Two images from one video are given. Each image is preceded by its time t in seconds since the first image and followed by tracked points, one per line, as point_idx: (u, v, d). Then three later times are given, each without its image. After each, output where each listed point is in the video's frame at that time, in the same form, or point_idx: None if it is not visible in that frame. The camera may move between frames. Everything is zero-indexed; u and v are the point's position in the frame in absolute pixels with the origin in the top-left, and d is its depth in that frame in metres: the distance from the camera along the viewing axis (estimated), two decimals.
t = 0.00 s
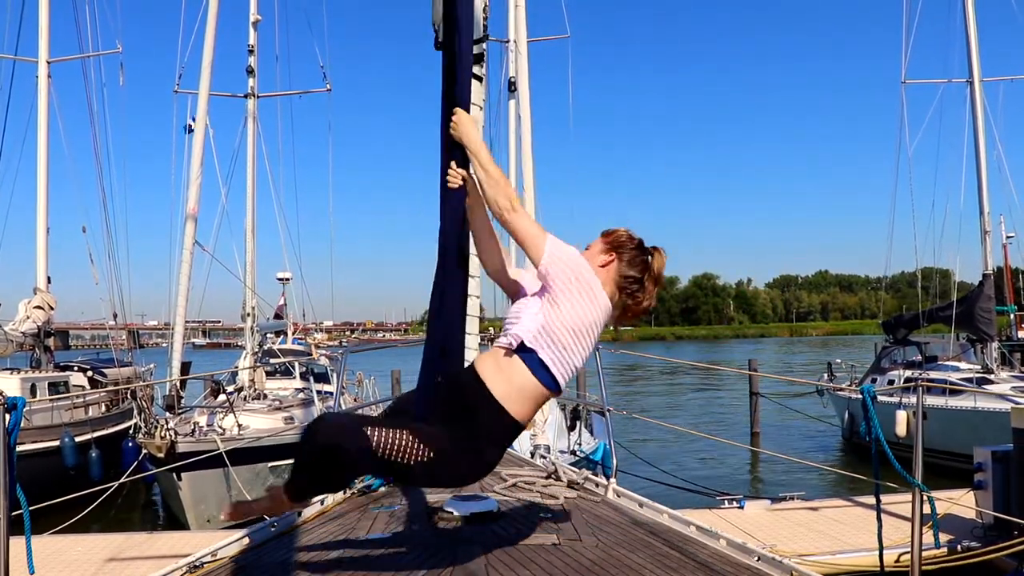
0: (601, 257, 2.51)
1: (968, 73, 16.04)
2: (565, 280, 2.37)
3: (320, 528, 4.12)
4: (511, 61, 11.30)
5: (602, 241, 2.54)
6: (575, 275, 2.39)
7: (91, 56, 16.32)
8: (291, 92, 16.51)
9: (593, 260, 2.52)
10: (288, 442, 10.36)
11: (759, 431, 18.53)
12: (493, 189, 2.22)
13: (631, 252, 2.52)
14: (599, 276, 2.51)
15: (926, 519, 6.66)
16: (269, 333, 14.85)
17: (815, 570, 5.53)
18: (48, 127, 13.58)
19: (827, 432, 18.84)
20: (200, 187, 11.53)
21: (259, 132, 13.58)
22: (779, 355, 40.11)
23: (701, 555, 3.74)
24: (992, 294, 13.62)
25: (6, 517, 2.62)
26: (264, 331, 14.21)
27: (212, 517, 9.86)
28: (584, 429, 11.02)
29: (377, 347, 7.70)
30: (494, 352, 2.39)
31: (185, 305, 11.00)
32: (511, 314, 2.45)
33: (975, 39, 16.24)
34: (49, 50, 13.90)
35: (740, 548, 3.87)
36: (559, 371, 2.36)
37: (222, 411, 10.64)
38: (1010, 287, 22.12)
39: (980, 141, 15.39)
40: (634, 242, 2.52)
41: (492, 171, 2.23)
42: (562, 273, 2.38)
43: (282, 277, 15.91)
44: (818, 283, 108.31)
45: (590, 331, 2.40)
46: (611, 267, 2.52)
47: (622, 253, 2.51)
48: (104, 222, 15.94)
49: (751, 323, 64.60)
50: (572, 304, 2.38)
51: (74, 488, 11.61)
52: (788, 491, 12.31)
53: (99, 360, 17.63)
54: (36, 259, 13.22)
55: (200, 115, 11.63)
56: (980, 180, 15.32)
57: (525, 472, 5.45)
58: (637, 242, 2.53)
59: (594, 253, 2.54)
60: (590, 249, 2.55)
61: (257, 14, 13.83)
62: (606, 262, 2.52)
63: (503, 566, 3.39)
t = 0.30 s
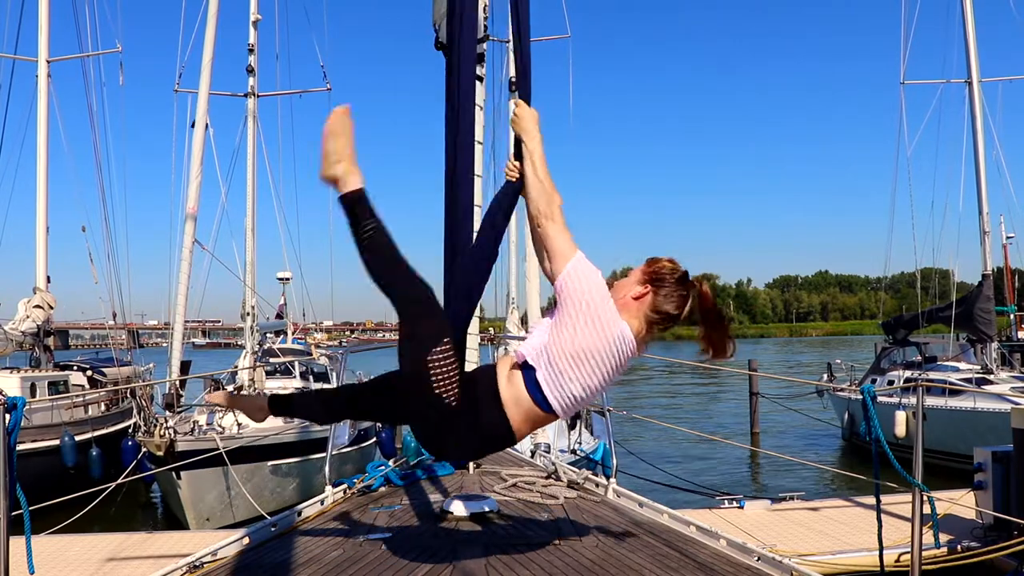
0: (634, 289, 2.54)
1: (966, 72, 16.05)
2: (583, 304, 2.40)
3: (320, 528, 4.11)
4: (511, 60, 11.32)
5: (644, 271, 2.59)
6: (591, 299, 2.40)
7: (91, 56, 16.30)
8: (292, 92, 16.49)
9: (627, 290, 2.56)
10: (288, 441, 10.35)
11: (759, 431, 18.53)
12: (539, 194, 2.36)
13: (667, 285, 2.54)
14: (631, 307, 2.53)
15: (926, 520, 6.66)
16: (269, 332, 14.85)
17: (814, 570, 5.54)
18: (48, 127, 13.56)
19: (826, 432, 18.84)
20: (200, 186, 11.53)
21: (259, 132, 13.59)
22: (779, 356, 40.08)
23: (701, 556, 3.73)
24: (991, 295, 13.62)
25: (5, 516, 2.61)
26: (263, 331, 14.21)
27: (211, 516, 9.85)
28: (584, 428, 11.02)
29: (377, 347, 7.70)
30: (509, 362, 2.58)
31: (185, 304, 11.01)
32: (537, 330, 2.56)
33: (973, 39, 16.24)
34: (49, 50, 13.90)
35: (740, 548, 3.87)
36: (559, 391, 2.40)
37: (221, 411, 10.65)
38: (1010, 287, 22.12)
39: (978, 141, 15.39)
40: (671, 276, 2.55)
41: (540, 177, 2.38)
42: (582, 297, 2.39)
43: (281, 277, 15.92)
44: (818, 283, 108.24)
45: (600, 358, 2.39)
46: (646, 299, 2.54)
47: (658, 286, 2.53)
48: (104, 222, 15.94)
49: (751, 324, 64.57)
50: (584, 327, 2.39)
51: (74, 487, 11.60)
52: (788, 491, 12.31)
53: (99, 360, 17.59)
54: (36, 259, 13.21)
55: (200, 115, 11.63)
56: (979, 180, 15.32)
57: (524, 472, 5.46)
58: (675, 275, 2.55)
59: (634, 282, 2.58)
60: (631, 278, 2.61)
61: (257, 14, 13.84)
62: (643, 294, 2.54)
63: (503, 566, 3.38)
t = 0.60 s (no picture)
0: (634, 275, 2.50)
1: (965, 73, 16.06)
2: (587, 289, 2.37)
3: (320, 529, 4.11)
4: (511, 60, 11.32)
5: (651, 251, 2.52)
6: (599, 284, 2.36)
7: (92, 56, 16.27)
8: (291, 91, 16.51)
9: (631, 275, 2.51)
10: (287, 440, 10.35)
11: (759, 431, 18.54)
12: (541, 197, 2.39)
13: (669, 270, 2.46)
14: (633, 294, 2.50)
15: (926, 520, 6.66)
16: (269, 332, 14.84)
17: (814, 570, 5.55)
18: (48, 127, 13.56)
19: (826, 432, 18.84)
20: (199, 185, 11.53)
21: (259, 132, 13.59)
22: (779, 356, 40.09)
23: (702, 556, 3.73)
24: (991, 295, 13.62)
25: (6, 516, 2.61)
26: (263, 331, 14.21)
27: (211, 515, 9.84)
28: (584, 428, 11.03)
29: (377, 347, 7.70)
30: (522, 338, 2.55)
31: (184, 304, 11.01)
32: (548, 314, 2.55)
33: (972, 39, 16.24)
34: (49, 50, 13.90)
35: (740, 547, 3.87)
36: (565, 376, 2.37)
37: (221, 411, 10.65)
38: (1010, 288, 22.12)
39: (977, 142, 15.39)
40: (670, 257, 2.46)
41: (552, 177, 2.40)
42: (589, 283, 2.36)
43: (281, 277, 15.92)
44: (818, 284, 108.27)
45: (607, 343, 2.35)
46: (647, 284, 2.49)
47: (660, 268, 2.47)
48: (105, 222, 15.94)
49: (751, 324, 64.59)
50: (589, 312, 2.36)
51: (73, 487, 11.61)
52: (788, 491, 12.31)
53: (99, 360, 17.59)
54: (36, 259, 13.21)
55: (200, 114, 11.63)
56: (978, 180, 15.32)
57: (524, 472, 5.46)
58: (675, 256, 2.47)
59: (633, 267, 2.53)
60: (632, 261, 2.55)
61: (257, 14, 13.83)
62: (642, 280, 2.49)
63: (503, 566, 3.38)
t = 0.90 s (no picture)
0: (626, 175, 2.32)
1: (964, 74, 16.06)
2: (577, 207, 2.14)
3: (320, 529, 4.11)
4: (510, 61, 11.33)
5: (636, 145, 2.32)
6: (584, 191, 2.15)
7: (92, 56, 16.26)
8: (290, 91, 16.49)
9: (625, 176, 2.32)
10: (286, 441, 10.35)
11: (758, 431, 18.55)
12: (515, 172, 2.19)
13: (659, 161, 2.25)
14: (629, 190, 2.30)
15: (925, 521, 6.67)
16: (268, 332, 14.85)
17: (813, 570, 5.55)
18: (47, 127, 13.56)
19: (825, 433, 18.86)
20: (198, 186, 11.53)
21: (258, 132, 13.59)
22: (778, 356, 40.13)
23: (702, 556, 3.73)
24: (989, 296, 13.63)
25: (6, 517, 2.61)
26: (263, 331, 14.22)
27: (210, 516, 9.81)
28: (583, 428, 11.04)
29: (376, 348, 7.70)
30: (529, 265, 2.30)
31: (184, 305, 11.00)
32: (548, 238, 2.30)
33: (970, 40, 16.25)
34: (49, 50, 13.91)
35: (740, 548, 3.87)
36: (590, 299, 2.14)
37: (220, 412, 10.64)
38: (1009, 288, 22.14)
39: (976, 142, 15.40)
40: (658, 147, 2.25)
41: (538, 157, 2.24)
42: (575, 192, 2.14)
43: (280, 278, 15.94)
44: (817, 284, 108.36)
45: (618, 249, 2.15)
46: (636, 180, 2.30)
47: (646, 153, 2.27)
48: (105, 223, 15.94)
49: (750, 325, 64.65)
50: (585, 227, 2.15)
51: (73, 487, 11.60)
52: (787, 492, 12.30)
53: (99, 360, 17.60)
54: (35, 259, 13.21)
55: (199, 115, 11.62)
56: (976, 181, 15.33)
57: (524, 472, 5.46)
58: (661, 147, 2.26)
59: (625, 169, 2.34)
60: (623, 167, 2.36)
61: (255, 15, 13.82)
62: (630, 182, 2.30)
63: (503, 566, 3.38)
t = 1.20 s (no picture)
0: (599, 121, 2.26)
1: (963, 75, 16.06)
2: (567, 180, 2.18)
3: (320, 528, 4.11)
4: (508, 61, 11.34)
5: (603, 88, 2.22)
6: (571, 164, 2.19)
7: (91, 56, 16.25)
8: (290, 92, 16.47)
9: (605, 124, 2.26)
10: (285, 442, 10.35)
11: (757, 431, 18.55)
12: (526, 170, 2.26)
13: (630, 106, 2.15)
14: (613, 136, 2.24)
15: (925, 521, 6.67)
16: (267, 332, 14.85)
17: (813, 571, 5.55)
18: (47, 128, 13.56)
19: (825, 433, 18.87)
20: (197, 186, 11.53)
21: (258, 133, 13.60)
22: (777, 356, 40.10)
23: (702, 556, 3.73)
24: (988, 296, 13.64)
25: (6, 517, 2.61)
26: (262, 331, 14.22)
27: (209, 517, 9.84)
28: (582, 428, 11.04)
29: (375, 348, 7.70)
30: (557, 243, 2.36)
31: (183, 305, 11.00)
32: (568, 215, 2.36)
33: (969, 41, 16.25)
34: (49, 50, 13.90)
35: (740, 548, 3.87)
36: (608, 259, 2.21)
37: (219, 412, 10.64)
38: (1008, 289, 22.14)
39: (975, 143, 15.40)
40: (615, 92, 2.14)
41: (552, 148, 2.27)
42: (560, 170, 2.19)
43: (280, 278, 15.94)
44: (816, 284, 108.36)
45: (616, 205, 2.17)
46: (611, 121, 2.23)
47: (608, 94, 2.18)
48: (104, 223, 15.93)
49: (750, 325, 64.65)
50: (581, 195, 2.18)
51: (72, 487, 11.60)
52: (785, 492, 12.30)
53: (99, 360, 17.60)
54: (35, 259, 13.20)
55: (199, 115, 11.62)
56: (975, 181, 15.33)
57: (524, 472, 5.47)
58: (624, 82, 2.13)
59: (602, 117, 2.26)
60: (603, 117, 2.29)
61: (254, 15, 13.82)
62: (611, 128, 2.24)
63: (503, 566, 3.38)
